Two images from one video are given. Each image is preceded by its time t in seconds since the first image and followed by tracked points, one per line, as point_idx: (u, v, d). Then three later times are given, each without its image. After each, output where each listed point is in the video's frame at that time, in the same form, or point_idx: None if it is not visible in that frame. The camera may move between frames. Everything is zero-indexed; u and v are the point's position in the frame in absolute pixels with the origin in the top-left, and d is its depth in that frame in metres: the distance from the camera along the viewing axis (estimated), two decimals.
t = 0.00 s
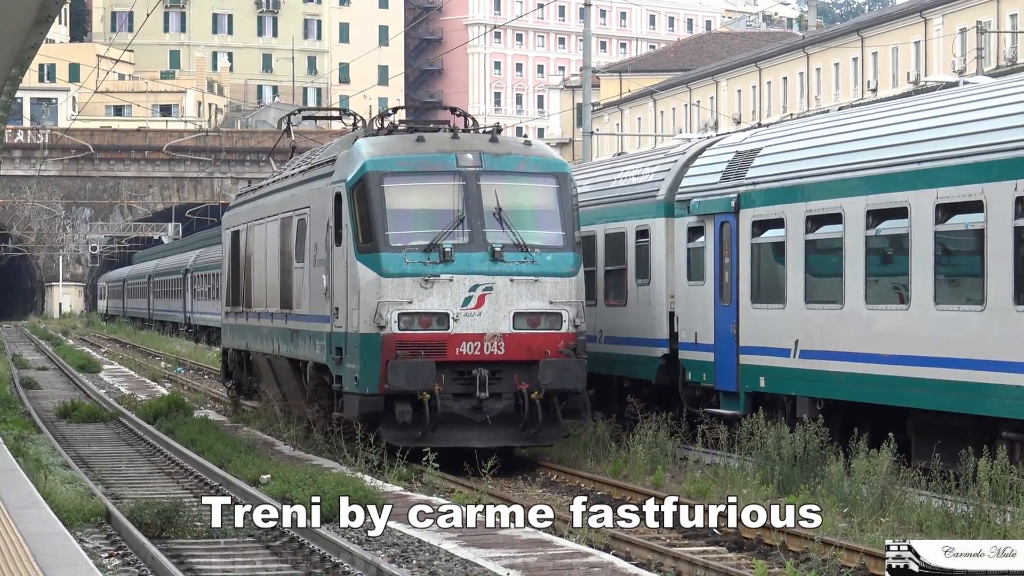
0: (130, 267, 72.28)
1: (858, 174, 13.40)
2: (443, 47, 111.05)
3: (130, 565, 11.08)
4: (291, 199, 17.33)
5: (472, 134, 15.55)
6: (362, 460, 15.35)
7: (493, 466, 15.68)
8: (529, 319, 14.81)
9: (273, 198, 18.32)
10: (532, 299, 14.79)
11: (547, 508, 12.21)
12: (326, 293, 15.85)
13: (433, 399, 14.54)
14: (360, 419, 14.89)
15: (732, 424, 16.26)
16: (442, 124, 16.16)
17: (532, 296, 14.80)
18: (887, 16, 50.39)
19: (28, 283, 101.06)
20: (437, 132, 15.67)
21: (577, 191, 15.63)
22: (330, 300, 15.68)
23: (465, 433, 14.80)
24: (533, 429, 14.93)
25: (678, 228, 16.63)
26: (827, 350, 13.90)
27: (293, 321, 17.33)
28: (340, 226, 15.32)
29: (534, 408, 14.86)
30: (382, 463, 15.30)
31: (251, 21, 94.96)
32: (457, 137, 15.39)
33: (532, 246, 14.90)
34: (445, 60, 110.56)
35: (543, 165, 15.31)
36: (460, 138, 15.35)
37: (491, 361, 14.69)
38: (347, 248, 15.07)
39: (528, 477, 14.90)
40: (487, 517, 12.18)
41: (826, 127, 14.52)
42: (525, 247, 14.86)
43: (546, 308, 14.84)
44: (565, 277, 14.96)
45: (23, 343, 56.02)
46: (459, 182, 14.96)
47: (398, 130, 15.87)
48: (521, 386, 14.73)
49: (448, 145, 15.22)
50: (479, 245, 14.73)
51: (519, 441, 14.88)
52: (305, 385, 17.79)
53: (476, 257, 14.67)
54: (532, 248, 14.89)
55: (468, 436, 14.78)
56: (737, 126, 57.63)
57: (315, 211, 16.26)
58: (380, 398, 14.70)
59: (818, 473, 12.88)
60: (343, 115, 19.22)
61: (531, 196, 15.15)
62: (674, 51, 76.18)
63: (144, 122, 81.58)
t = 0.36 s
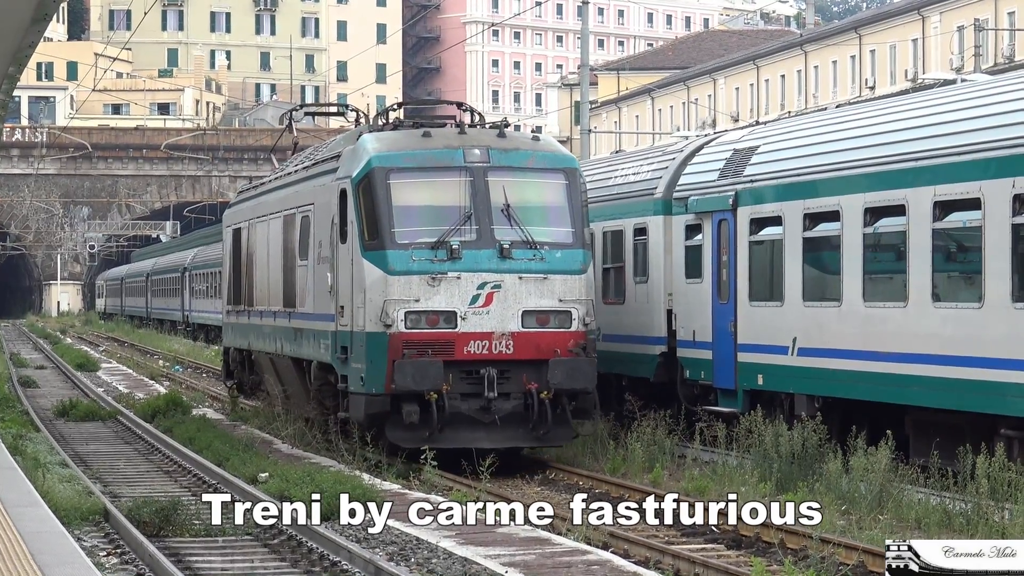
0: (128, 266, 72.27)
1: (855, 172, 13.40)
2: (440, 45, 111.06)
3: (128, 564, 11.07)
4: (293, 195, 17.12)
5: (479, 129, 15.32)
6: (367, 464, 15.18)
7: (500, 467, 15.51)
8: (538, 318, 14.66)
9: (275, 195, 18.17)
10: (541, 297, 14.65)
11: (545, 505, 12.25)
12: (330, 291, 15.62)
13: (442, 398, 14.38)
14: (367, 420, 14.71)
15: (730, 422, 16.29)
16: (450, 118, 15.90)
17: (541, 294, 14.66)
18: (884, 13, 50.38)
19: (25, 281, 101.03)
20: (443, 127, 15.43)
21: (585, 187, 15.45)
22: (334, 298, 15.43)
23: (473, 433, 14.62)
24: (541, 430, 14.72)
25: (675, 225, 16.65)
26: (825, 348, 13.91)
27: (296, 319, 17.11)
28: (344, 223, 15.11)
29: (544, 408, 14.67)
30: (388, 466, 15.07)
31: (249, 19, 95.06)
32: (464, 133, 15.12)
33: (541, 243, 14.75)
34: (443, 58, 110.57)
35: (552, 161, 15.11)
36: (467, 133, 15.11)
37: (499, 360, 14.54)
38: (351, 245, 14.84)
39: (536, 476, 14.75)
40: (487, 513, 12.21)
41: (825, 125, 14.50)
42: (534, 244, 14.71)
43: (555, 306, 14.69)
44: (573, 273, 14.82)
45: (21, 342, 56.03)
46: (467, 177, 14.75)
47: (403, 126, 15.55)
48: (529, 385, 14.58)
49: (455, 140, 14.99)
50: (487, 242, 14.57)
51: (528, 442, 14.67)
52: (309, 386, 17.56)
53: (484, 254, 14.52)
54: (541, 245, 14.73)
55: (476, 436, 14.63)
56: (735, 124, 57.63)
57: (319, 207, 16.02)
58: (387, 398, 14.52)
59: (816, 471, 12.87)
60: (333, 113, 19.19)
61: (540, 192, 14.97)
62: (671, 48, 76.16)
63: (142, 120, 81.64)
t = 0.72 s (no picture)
0: (125, 264, 72.25)
1: (851, 169, 13.42)
2: (436, 43, 111.01)
3: (126, 563, 11.06)
4: (295, 192, 16.95)
5: (485, 124, 15.12)
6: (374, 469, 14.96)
7: (506, 468, 15.27)
8: (546, 316, 14.39)
9: (277, 192, 18.00)
10: (549, 295, 14.39)
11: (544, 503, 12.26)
12: (334, 289, 15.34)
13: (448, 399, 14.10)
14: (372, 421, 14.42)
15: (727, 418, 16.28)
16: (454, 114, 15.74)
17: (549, 291, 14.40)
18: (881, 10, 50.39)
19: (22, 280, 100.95)
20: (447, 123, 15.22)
21: (593, 182, 15.24)
22: (339, 296, 15.15)
23: (481, 433, 14.39)
24: (551, 430, 14.48)
25: (671, 223, 16.66)
26: (821, 344, 13.91)
27: (298, 318, 16.91)
28: (349, 220, 14.87)
29: (553, 408, 14.40)
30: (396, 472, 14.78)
31: (245, 17, 95.13)
32: (470, 127, 14.96)
33: (549, 239, 14.50)
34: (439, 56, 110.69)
35: (559, 156, 14.88)
36: (472, 129, 14.91)
37: (507, 359, 14.26)
38: (356, 242, 14.58)
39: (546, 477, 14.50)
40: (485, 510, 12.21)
41: (820, 122, 14.51)
42: (542, 241, 14.45)
43: (564, 304, 14.44)
44: (582, 271, 14.57)
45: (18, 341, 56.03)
46: (473, 173, 14.53)
47: (408, 121, 15.38)
48: (538, 385, 14.33)
49: (461, 136, 14.79)
50: (493, 239, 14.32)
51: (536, 442, 14.46)
52: (312, 385, 17.32)
53: (491, 251, 14.27)
54: (549, 242, 14.48)
55: (484, 437, 14.37)
56: (731, 121, 57.67)
57: (323, 203, 15.79)
58: (392, 398, 14.23)
59: (813, 466, 12.88)
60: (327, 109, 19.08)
61: (546, 187, 14.74)
62: (668, 45, 76.15)
63: (138, 120, 81.63)
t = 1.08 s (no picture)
0: (121, 264, 72.22)
1: (847, 168, 13.43)
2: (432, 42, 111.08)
3: (123, 562, 11.08)
4: (297, 190, 16.78)
5: (491, 120, 14.80)
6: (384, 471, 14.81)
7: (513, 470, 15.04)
8: (555, 315, 14.11)
9: (277, 189, 17.82)
10: (558, 294, 14.11)
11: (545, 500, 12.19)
12: (338, 288, 15.12)
13: (455, 400, 13.84)
14: (378, 422, 14.19)
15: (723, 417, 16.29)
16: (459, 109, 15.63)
17: (558, 290, 14.11)
18: (877, 8, 50.45)
19: (18, 280, 100.80)
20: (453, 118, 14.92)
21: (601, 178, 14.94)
22: (343, 296, 14.94)
23: (488, 435, 14.10)
24: (560, 431, 14.22)
25: (668, 221, 16.66)
26: (818, 343, 13.92)
27: (301, 318, 16.71)
28: (353, 218, 14.60)
29: (561, 409, 14.16)
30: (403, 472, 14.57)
31: (241, 16, 94.95)
32: (476, 123, 14.63)
33: (558, 238, 14.20)
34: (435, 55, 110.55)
35: (567, 153, 14.61)
36: (479, 124, 14.61)
37: (515, 360, 14.01)
38: (361, 241, 14.30)
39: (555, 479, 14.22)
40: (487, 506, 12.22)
41: (816, 121, 14.51)
42: (551, 239, 14.15)
43: (573, 303, 14.16)
44: (592, 269, 14.27)
45: (15, 341, 56.03)
46: (480, 170, 14.24)
47: (413, 116, 15.14)
48: (547, 385, 14.06)
49: (467, 131, 14.48)
50: (501, 237, 14.00)
51: (545, 443, 14.20)
52: (315, 386, 17.11)
53: (498, 250, 13.95)
54: (558, 240, 14.18)
55: (491, 438, 14.09)
56: (728, 119, 57.73)
57: (326, 201, 15.59)
58: (398, 399, 13.99)
59: (810, 465, 12.88)
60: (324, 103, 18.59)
61: (555, 184, 14.44)
62: (664, 44, 76.17)
63: (135, 120, 81.56)
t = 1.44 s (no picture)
0: (121, 264, 72.40)
1: (839, 168, 13.55)
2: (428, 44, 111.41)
3: (123, 560, 11.20)
4: (300, 190, 16.72)
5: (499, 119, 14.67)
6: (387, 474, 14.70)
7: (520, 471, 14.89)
8: (563, 315, 13.98)
9: (281, 189, 17.80)
10: (565, 294, 13.98)
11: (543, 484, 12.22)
12: (343, 288, 15.00)
13: (462, 400, 13.69)
14: (384, 423, 14.03)
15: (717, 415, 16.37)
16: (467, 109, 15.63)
17: (565, 290, 13.99)
18: (868, 10, 50.44)
19: (19, 280, 101.03)
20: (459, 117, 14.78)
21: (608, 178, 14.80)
22: (348, 296, 14.80)
23: (495, 436, 13.99)
24: (567, 432, 14.14)
25: (662, 223, 16.76)
26: (810, 341, 14.02)
27: (305, 318, 16.64)
28: (359, 217, 14.46)
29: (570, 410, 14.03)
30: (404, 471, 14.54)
31: (238, 18, 95.29)
32: (482, 122, 14.51)
33: (565, 237, 14.09)
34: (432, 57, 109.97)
35: (574, 151, 14.47)
36: (485, 122, 14.49)
37: (523, 360, 13.87)
38: (366, 240, 14.18)
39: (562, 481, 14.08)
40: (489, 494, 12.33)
41: (808, 122, 14.63)
42: (558, 239, 14.04)
43: (580, 303, 14.03)
44: (600, 269, 14.16)
45: (16, 341, 56.21)
46: (487, 169, 14.11)
47: (418, 116, 15.09)
48: (554, 386, 13.92)
49: (474, 130, 14.36)
50: (508, 237, 13.89)
51: (552, 444, 14.13)
52: (319, 387, 17.02)
53: (505, 249, 13.84)
54: (565, 239, 14.07)
55: (498, 440, 13.98)
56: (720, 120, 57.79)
57: (330, 200, 15.50)
58: (405, 399, 13.84)
59: (803, 462, 13.00)
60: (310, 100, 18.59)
61: (562, 183, 14.31)
62: (657, 46, 76.28)
63: (134, 121, 81.73)
